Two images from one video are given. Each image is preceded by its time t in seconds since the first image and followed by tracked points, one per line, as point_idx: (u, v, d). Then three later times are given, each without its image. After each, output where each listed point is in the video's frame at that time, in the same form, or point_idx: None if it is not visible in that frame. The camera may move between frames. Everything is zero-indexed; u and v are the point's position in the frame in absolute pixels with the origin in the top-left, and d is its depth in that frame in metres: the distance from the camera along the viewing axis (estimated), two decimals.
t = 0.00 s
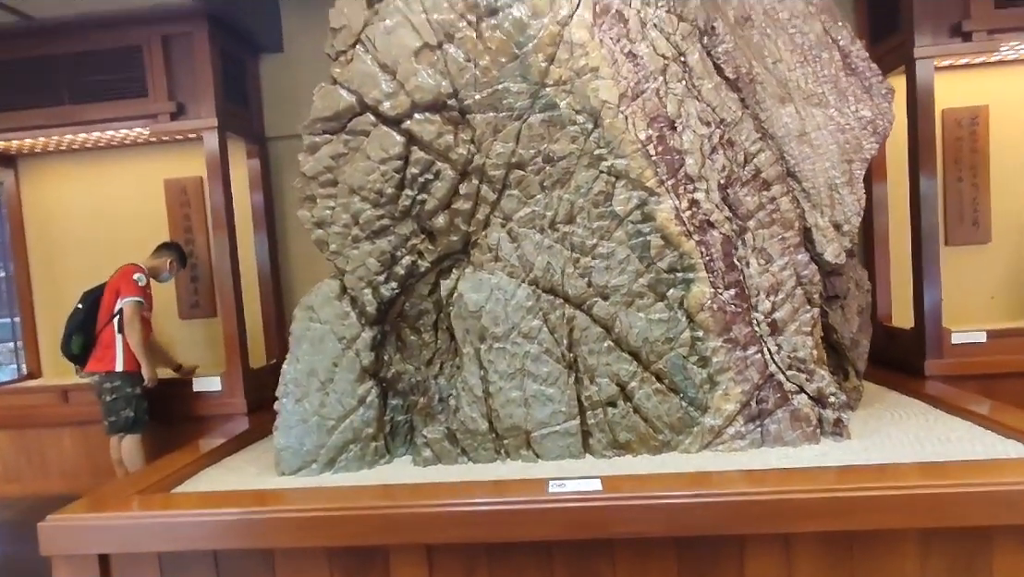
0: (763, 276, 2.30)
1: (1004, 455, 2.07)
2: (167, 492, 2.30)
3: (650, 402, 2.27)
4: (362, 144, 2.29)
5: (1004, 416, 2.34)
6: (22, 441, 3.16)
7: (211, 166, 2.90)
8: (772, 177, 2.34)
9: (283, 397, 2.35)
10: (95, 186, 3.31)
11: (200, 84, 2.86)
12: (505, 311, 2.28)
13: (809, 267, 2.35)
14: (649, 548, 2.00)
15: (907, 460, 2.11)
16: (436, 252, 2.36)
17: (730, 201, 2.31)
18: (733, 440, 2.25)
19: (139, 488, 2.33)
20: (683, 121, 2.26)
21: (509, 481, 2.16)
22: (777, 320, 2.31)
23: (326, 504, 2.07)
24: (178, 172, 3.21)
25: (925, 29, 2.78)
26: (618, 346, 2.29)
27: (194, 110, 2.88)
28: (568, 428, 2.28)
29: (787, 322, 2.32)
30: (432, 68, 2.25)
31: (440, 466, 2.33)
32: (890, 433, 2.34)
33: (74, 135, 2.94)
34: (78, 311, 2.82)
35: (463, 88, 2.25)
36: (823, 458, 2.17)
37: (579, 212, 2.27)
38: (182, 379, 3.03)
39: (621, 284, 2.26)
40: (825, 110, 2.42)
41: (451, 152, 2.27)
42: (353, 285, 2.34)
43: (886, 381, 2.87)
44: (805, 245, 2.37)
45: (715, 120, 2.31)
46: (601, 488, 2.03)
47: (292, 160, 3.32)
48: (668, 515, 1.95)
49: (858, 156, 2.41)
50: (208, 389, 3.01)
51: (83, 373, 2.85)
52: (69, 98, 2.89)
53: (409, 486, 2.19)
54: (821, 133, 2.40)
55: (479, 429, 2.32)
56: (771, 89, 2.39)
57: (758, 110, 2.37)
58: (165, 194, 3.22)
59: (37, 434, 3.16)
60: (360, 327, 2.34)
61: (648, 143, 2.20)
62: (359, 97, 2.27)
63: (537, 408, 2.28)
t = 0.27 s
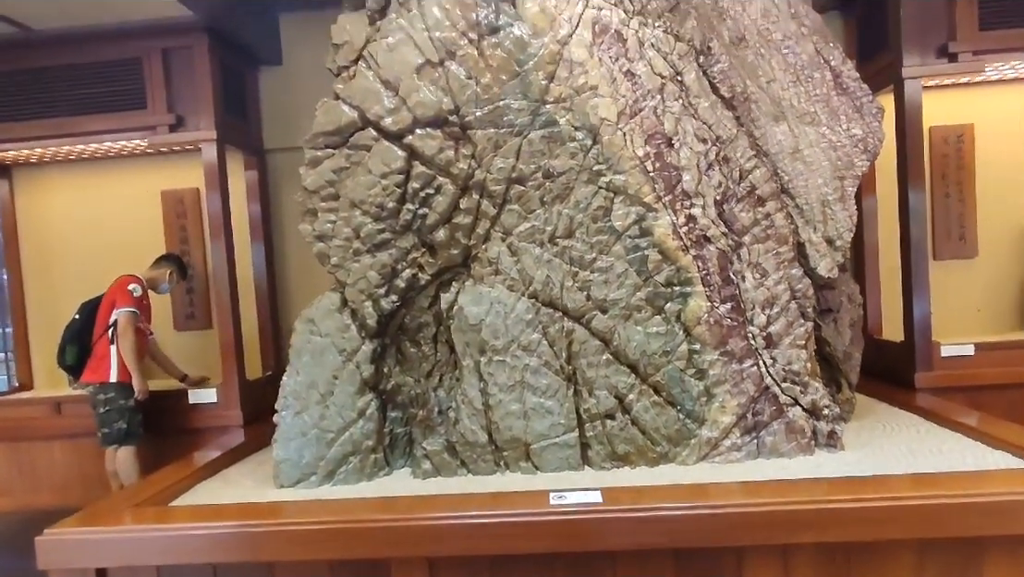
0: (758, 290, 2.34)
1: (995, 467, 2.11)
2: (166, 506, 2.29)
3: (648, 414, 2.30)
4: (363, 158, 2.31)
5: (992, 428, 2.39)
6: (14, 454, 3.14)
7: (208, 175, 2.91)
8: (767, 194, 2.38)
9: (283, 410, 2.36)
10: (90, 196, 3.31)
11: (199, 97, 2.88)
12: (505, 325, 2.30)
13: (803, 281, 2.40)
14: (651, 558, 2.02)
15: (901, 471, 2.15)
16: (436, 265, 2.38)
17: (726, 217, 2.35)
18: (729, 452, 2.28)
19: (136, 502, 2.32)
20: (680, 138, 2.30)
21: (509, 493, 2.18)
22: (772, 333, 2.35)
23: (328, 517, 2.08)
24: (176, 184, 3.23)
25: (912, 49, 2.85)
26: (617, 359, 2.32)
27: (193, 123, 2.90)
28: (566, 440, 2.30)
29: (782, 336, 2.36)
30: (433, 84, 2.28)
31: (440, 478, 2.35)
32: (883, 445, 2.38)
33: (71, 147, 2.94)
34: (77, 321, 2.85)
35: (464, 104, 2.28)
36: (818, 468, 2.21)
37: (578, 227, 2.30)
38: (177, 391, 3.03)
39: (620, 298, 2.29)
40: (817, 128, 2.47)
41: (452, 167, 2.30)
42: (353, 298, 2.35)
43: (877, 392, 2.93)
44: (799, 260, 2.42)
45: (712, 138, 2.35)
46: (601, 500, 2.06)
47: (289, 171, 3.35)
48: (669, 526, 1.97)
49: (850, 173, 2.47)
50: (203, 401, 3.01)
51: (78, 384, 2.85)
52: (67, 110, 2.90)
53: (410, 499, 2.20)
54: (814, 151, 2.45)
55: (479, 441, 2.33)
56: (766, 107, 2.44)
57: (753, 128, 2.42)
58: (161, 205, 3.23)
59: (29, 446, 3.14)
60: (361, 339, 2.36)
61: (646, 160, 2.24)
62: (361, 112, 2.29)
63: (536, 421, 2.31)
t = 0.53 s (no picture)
0: (752, 299, 2.38)
1: (983, 471, 2.15)
2: (163, 513, 2.29)
3: (645, 421, 2.33)
4: (363, 167, 2.33)
5: (979, 433, 2.45)
6: (5, 462, 3.13)
7: (205, 182, 2.95)
8: (760, 204, 2.43)
9: (281, 418, 2.36)
10: (84, 204, 3.30)
11: (196, 105, 2.92)
12: (503, 332, 2.33)
13: (795, 290, 2.44)
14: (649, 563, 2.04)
15: (893, 475, 2.18)
16: (435, 273, 2.40)
17: (721, 227, 2.39)
18: (725, 458, 2.31)
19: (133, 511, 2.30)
20: (676, 149, 2.34)
21: (508, 499, 2.19)
22: (766, 341, 2.38)
23: (326, 524, 2.09)
24: (169, 191, 3.22)
25: (899, 63, 2.93)
26: (614, 366, 2.34)
27: (190, 131, 2.94)
28: (565, 446, 2.33)
29: (776, 343, 2.39)
30: (433, 95, 2.31)
31: (439, 485, 2.36)
32: (874, 451, 2.43)
33: (66, 153, 2.96)
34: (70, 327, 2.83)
35: (464, 114, 2.31)
36: (812, 473, 2.25)
37: (576, 236, 2.33)
38: (171, 399, 3.03)
39: (616, 306, 2.32)
40: (808, 140, 2.53)
41: (452, 176, 2.33)
42: (352, 305, 2.37)
43: (869, 399, 2.99)
44: (791, 269, 2.46)
45: (706, 149, 2.39)
46: (600, 506, 2.07)
47: (285, 179, 3.38)
48: (666, 532, 1.99)
49: (840, 184, 2.52)
50: (197, 409, 3.01)
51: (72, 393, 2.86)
52: (63, 116, 2.92)
53: (408, 505, 2.20)
54: (806, 162, 2.50)
55: (477, 448, 2.35)
56: (758, 120, 2.49)
57: (746, 140, 2.47)
58: (156, 212, 3.23)
59: (21, 454, 3.13)
60: (359, 347, 2.37)
61: (642, 170, 2.28)
62: (360, 121, 2.32)
63: (534, 428, 2.32)
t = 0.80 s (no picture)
0: (746, 306, 2.42)
1: (971, 475, 2.19)
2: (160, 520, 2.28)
3: (641, 427, 2.37)
4: (363, 175, 2.35)
5: (965, 439, 2.50)
6: None
7: (203, 189, 2.97)
8: (753, 214, 2.48)
9: (280, 425, 2.37)
10: (78, 208, 3.32)
11: (193, 112, 2.94)
12: (501, 339, 2.36)
13: (787, 298, 2.49)
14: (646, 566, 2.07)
15: (885, 479, 2.22)
16: (433, 280, 2.42)
17: (715, 236, 2.43)
18: (719, 463, 2.35)
19: (130, 517, 2.30)
20: (671, 160, 2.38)
21: (506, 504, 2.21)
22: (759, 348, 2.43)
23: (325, 530, 2.09)
24: (165, 197, 3.24)
25: (886, 77, 3.00)
26: (610, 373, 2.38)
27: (186, 137, 2.96)
28: (562, 452, 2.35)
29: (768, 350, 2.44)
30: (433, 105, 2.34)
31: (436, 491, 2.38)
32: (865, 456, 2.47)
33: (61, 159, 2.98)
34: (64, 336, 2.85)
35: (464, 124, 2.34)
36: (805, 477, 2.29)
37: (573, 244, 2.37)
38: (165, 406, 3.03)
39: (613, 313, 2.35)
40: (799, 152, 2.59)
41: (451, 184, 2.35)
42: (351, 312, 2.38)
43: (858, 406, 3.07)
44: (783, 278, 2.51)
45: (700, 160, 2.45)
46: (598, 510, 2.09)
47: (281, 187, 3.46)
48: (664, 536, 2.01)
49: (830, 195, 2.58)
50: (191, 415, 3.02)
51: (65, 400, 2.86)
52: (59, 122, 2.94)
53: (406, 511, 2.21)
54: (797, 173, 2.56)
55: (475, 454, 2.37)
56: (751, 132, 2.55)
57: (739, 152, 2.53)
58: (151, 217, 3.26)
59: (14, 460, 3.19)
60: (358, 353, 2.38)
61: (638, 180, 2.32)
62: (360, 130, 2.34)
63: (531, 433, 2.35)
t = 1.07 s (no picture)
0: (738, 311, 2.47)
1: (957, 477, 2.24)
2: (156, 523, 2.27)
3: (635, 430, 2.40)
4: (361, 180, 2.37)
5: (950, 442, 2.56)
6: None
7: (199, 192, 2.99)
8: (745, 221, 2.53)
9: (276, 428, 2.38)
10: (73, 210, 3.35)
11: (190, 114, 2.98)
12: (497, 343, 2.38)
13: (778, 303, 2.54)
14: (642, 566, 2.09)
15: (874, 481, 2.26)
16: (430, 284, 2.45)
17: (708, 242, 2.48)
18: (712, 466, 2.39)
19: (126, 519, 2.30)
20: (665, 167, 2.42)
21: (501, 506, 2.23)
22: (751, 352, 2.47)
23: (321, 532, 2.10)
24: (159, 200, 3.28)
25: (873, 88, 3.06)
26: (604, 376, 2.41)
27: (182, 140, 2.99)
28: (557, 455, 2.38)
29: (759, 355, 2.48)
30: (431, 111, 2.37)
31: (432, 493, 2.40)
32: (854, 459, 2.52)
33: (55, 161, 3.00)
34: (57, 340, 2.86)
35: (461, 130, 2.37)
36: (796, 479, 2.33)
37: (569, 249, 2.40)
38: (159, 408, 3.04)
39: (607, 318, 2.39)
40: (790, 161, 2.64)
41: (449, 190, 2.38)
42: (348, 316, 2.40)
43: (849, 410, 3.12)
44: (774, 284, 2.56)
45: (693, 168, 2.49)
46: (593, 512, 2.12)
47: (275, 187, 3.50)
48: (658, 537, 2.04)
49: (820, 203, 2.63)
50: (184, 418, 3.05)
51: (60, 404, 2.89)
52: (53, 124, 2.97)
53: (402, 513, 2.23)
54: (787, 181, 2.61)
55: (471, 456, 2.40)
56: (742, 140, 2.60)
57: (731, 160, 2.58)
58: (145, 221, 3.30)
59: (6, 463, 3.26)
60: (355, 357, 2.40)
61: (633, 187, 2.36)
62: (359, 135, 2.37)
63: (527, 436, 2.38)
